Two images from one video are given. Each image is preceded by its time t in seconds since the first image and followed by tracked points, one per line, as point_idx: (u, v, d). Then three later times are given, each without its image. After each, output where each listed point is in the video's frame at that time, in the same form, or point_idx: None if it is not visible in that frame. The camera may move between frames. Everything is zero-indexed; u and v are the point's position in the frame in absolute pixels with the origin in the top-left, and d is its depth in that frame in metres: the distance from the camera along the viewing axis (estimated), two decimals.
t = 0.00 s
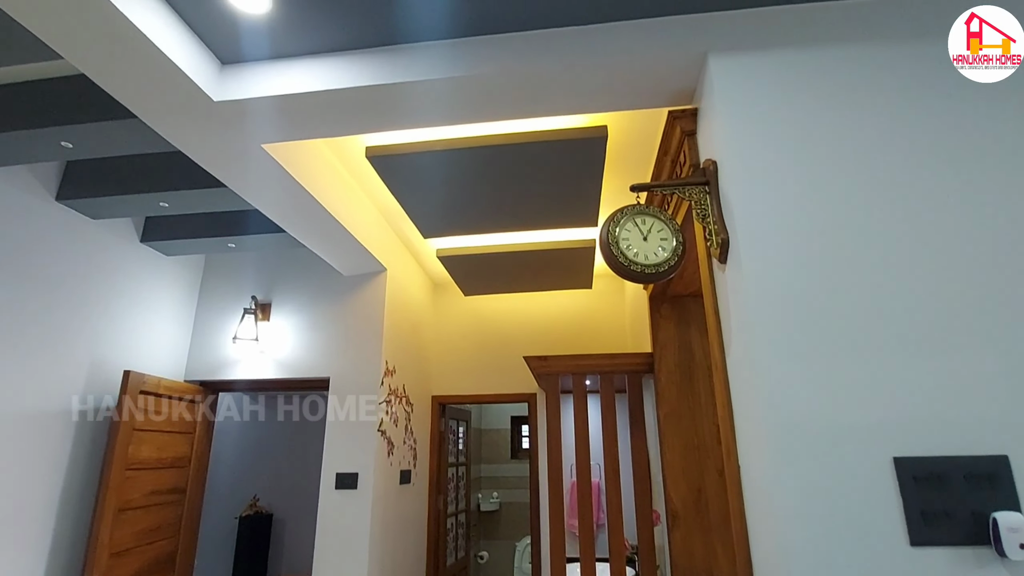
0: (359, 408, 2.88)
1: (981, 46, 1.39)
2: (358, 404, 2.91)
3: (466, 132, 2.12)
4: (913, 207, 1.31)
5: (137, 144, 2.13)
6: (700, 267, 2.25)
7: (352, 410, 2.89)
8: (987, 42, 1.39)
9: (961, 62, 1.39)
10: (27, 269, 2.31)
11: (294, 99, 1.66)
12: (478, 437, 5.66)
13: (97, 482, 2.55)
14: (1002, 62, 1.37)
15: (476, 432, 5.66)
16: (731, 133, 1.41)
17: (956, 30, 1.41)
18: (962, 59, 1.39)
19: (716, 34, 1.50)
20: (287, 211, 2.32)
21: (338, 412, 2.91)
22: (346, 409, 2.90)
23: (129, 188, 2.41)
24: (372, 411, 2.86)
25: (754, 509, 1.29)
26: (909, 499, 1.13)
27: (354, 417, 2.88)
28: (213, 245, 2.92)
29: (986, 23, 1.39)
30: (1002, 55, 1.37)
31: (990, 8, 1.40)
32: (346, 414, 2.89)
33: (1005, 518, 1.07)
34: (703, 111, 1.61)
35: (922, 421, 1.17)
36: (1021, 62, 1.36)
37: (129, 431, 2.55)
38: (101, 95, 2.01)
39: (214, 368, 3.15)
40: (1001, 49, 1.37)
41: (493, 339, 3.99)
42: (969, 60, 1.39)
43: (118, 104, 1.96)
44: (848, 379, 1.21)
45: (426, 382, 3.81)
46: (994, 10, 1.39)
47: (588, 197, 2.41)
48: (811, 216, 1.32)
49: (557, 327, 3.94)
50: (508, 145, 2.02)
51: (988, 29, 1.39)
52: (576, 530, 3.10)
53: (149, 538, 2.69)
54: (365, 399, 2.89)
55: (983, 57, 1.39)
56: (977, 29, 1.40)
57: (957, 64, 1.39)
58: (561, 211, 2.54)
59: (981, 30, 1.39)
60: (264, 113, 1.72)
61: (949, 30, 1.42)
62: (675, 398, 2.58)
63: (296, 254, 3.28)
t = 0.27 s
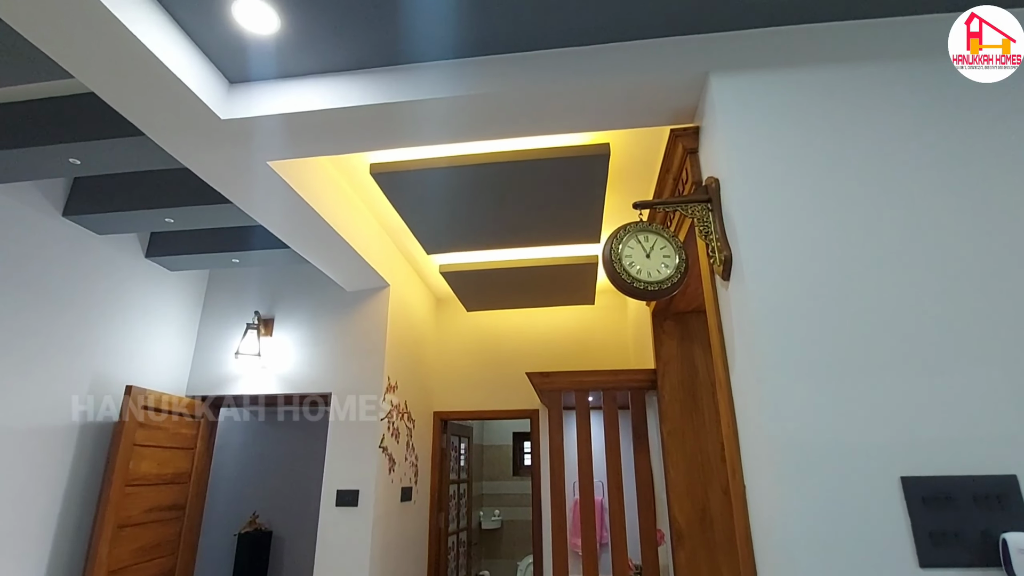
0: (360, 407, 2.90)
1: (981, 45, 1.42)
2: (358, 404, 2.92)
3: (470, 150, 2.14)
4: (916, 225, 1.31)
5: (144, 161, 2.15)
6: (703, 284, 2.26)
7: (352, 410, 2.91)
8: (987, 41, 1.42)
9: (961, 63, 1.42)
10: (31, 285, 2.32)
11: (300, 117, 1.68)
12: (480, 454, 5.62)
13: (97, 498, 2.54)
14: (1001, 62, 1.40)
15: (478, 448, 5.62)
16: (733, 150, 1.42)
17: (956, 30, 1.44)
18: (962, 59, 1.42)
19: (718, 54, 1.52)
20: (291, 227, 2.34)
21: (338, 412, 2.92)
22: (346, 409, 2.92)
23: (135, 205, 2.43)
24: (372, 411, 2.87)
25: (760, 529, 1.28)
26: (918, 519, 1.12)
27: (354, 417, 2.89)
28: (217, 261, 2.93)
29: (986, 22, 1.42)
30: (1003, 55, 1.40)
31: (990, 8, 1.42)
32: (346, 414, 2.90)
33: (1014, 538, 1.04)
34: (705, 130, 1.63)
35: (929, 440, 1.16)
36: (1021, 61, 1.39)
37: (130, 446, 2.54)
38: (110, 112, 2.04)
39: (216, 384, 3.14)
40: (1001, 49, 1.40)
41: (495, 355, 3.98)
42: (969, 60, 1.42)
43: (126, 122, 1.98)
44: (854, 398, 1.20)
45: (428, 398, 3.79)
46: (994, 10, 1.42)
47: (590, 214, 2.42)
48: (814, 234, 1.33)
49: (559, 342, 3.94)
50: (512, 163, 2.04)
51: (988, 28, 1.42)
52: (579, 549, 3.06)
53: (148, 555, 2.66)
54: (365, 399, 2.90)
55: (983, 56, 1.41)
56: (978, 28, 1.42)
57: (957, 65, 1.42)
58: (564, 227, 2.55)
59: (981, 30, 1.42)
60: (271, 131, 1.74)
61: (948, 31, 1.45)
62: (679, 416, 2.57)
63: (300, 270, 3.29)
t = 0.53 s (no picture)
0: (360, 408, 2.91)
1: (981, 46, 1.42)
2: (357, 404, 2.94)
3: (472, 165, 2.16)
4: (917, 240, 1.31)
5: (149, 176, 2.17)
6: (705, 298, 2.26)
7: (352, 409, 2.92)
8: (987, 42, 1.42)
9: (960, 64, 1.44)
10: (34, 297, 2.33)
11: (304, 132, 1.70)
12: (481, 469, 5.57)
13: (95, 513, 2.52)
14: (1001, 63, 1.41)
15: (479, 464, 5.57)
16: (734, 165, 1.44)
17: (955, 31, 1.45)
18: (961, 60, 1.44)
19: (717, 72, 1.54)
20: (294, 241, 2.35)
21: (338, 412, 2.94)
22: (346, 409, 2.93)
23: (139, 218, 2.44)
24: (372, 411, 2.89)
25: (764, 547, 1.26)
26: (925, 539, 1.10)
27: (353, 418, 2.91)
28: (220, 274, 2.94)
29: (987, 22, 1.41)
30: (1002, 55, 1.41)
31: (991, 7, 1.40)
32: (346, 413, 2.92)
33: (1021, 556, 1.02)
34: (706, 146, 1.65)
35: (934, 456, 1.15)
36: (1022, 61, 1.40)
37: (129, 460, 2.53)
38: (116, 128, 2.06)
39: (217, 398, 3.13)
40: (1001, 49, 1.41)
41: (497, 369, 3.96)
42: (969, 61, 1.43)
43: (132, 136, 2.01)
44: (857, 413, 1.19)
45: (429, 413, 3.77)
46: (995, 7, 1.40)
47: (591, 228, 2.43)
48: (815, 249, 1.33)
49: (561, 356, 3.92)
50: (514, 177, 2.05)
51: (988, 28, 1.42)
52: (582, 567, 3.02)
53: (145, 572, 2.63)
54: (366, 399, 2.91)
55: (983, 57, 1.43)
56: (977, 29, 1.42)
57: (957, 66, 1.45)
58: (565, 242, 2.55)
59: (981, 30, 1.42)
60: (275, 146, 1.76)
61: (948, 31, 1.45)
62: (681, 431, 2.55)
63: (302, 284, 3.30)
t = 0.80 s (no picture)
0: (360, 407, 2.94)
1: (981, 46, 1.43)
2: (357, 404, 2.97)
3: (475, 181, 2.17)
4: (919, 256, 1.31)
5: (155, 191, 2.19)
6: (708, 314, 2.26)
7: (352, 409, 2.95)
8: (987, 42, 1.42)
9: (960, 64, 1.46)
10: (37, 312, 2.34)
11: (309, 149, 1.72)
12: (482, 485, 5.52)
13: (93, 530, 2.49)
14: (1001, 63, 1.43)
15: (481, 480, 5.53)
16: (736, 182, 1.44)
17: (955, 31, 1.43)
18: (961, 61, 1.45)
19: (718, 90, 1.55)
20: (297, 256, 2.36)
21: (338, 411, 2.96)
22: (346, 409, 2.96)
23: (143, 233, 2.46)
24: (372, 411, 2.91)
25: (770, 567, 1.24)
26: (934, 559, 1.08)
27: (353, 417, 2.93)
28: (222, 289, 2.95)
29: (987, 22, 1.40)
30: (1002, 55, 1.42)
31: (992, 7, 1.37)
32: (346, 413, 2.95)
33: None
34: (707, 162, 1.66)
35: (941, 475, 1.14)
36: (1022, 60, 1.41)
37: (129, 476, 2.51)
38: (121, 144, 2.08)
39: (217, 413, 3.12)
40: (1001, 49, 1.41)
41: (499, 385, 3.95)
42: (969, 61, 1.45)
43: (138, 153, 2.03)
44: (863, 431, 1.18)
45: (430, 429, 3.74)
46: (996, 7, 1.37)
47: (593, 244, 2.44)
48: (818, 265, 1.33)
49: (563, 372, 3.91)
50: (515, 194, 2.07)
51: (988, 28, 1.41)
52: None
53: None
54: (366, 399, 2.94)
55: (983, 57, 1.43)
56: (977, 29, 1.41)
57: (957, 66, 1.46)
58: (567, 257, 2.56)
59: (981, 30, 1.41)
60: (280, 162, 1.77)
61: (948, 32, 1.44)
62: (684, 448, 2.53)
63: (304, 299, 3.31)
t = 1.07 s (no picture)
0: (359, 407, 2.97)
1: (981, 46, 1.42)
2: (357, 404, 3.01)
3: (478, 201, 2.19)
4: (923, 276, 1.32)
5: (161, 210, 2.22)
6: (711, 333, 2.26)
7: (352, 409, 2.98)
8: (987, 42, 1.41)
9: (960, 64, 1.47)
10: (42, 330, 2.35)
11: (315, 169, 1.74)
12: (484, 507, 5.45)
13: (91, 551, 2.46)
14: (1001, 63, 1.45)
15: (482, 501, 5.46)
16: (737, 202, 1.45)
17: (955, 31, 1.40)
18: (961, 61, 1.47)
19: (718, 111, 1.57)
20: (301, 275, 2.37)
21: (339, 411, 3.00)
22: (346, 408, 2.99)
23: (149, 251, 2.48)
24: (372, 411, 2.94)
25: None
26: None
27: (354, 417, 2.97)
28: (226, 307, 2.96)
29: (987, 22, 1.38)
30: (1002, 55, 1.42)
31: (992, 7, 1.34)
32: (346, 413, 2.98)
33: None
34: (708, 183, 1.67)
35: (950, 496, 1.13)
36: (1022, 59, 1.43)
37: (128, 496, 2.49)
38: (129, 164, 2.11)
39: (218, 432, 3.11)
40: (1002, 49, 1.42)
41: (501, 404, 3.93)
42: (969, 61, 1.46)
43: (145, 174, 2.06)
44: (871, 453, 1.17)
45: (432, 449, 3.71)
46: (995, 7, 1.34)
47: (596, 263, 2.45)
48: (821, 285, 1.33)
49: (566, 391, 3.89)
50: (518, 214, 2.09)
51: (988, 28, 1.39)
52: None
53: None
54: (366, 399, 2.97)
55: (983, 57, 1.44)
56: (977, 29, 1.39)
57: (957, 66, 1.48)
58: (569, 275, 2.56)
59: (981, 31, 1.39)
60: (286, 183, 1.80)
61: (948, 33, 1.41)
62: (688, 470, 2.50)
63: (307, 317, 3.31)
